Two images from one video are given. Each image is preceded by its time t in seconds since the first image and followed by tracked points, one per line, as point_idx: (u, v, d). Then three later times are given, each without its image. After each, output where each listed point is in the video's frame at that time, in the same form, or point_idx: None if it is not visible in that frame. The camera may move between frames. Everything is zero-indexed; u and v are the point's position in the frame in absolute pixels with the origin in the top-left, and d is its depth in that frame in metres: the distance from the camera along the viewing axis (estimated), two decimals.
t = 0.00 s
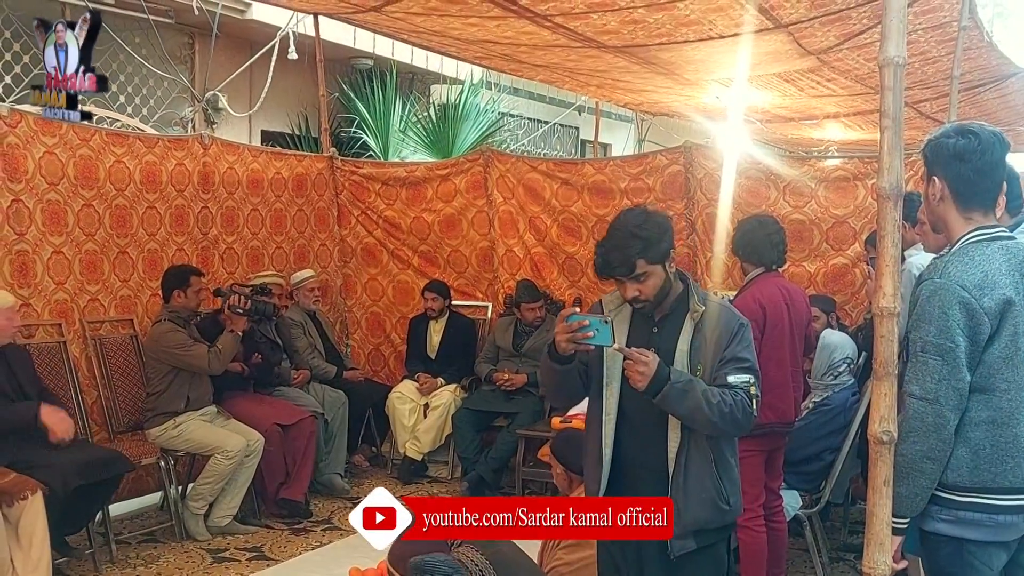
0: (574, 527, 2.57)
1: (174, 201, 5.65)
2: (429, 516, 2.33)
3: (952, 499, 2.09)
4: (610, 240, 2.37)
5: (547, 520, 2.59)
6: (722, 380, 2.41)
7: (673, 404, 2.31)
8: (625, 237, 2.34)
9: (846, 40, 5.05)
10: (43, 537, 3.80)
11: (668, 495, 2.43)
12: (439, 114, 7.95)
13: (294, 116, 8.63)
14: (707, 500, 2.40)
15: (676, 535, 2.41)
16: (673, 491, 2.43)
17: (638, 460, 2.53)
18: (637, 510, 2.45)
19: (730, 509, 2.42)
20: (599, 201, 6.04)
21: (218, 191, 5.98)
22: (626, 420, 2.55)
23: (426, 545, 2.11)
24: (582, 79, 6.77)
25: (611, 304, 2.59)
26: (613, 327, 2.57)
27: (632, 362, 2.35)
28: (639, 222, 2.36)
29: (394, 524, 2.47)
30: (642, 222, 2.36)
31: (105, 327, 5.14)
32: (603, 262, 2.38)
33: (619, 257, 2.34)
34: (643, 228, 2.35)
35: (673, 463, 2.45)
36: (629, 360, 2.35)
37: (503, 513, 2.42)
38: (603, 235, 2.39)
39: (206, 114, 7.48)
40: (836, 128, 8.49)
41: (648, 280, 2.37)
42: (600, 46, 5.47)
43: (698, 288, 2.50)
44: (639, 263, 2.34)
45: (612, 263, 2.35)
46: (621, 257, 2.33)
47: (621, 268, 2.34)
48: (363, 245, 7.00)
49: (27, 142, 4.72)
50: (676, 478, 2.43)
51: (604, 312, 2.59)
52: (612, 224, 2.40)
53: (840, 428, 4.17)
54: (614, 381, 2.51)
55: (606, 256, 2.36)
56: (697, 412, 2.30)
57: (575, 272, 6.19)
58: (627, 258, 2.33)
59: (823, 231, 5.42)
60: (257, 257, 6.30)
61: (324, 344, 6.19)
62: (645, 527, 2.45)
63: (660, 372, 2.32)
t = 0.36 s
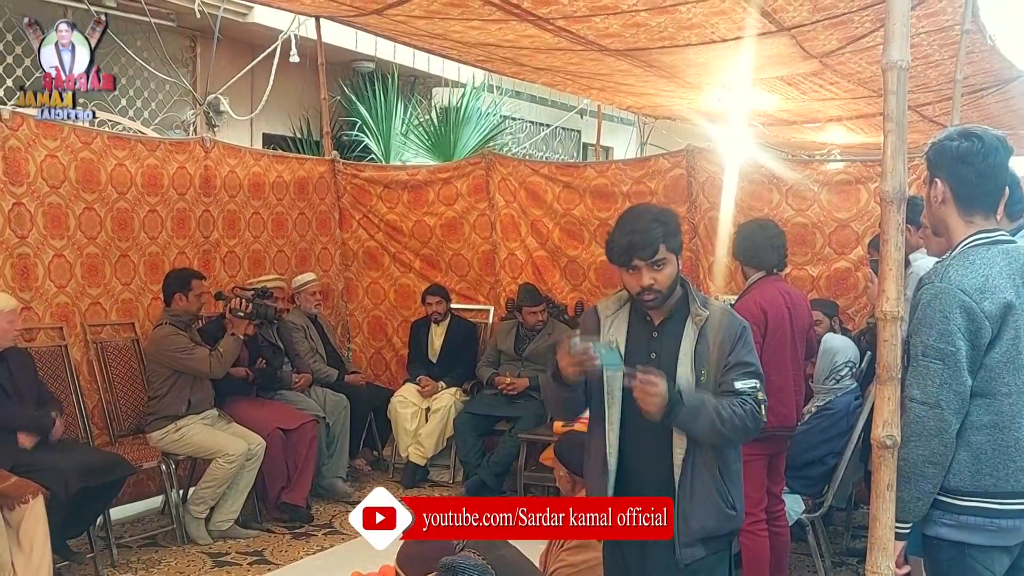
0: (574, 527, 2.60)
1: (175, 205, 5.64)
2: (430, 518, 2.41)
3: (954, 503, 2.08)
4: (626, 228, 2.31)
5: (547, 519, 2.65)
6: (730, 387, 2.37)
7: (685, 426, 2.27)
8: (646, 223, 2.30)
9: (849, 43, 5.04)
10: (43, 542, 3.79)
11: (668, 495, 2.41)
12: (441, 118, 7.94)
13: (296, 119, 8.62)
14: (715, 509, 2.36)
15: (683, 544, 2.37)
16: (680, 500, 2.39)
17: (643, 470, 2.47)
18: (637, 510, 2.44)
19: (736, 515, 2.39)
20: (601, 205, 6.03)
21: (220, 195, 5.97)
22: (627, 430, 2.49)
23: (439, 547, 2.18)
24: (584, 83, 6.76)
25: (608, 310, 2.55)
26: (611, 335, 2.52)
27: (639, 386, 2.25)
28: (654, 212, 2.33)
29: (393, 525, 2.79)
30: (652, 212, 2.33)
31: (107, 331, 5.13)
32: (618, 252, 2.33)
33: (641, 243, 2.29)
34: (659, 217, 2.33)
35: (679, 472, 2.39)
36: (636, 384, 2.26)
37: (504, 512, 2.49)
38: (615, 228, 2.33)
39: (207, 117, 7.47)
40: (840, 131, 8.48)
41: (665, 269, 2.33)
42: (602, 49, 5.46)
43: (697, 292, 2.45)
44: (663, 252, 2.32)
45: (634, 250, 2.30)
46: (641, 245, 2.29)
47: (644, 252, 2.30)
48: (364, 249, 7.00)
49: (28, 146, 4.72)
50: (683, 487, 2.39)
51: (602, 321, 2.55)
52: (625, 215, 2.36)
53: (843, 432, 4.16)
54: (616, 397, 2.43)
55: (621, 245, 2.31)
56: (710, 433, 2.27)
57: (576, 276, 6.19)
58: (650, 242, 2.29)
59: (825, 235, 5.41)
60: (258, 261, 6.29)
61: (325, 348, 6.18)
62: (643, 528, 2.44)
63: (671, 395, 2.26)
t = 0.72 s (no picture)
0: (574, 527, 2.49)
1: (176, 208, 5.64)
2: (430, 516, 2.40)
3: (953, 506, 2.07)
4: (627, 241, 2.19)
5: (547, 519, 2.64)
6: (742, 403, 2.22)
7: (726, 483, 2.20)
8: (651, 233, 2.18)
9: (850, 47, 5.04)
10: (45, 546, 3.78)
11: (668, 494, 2.27)
12: (442, 121, 7.94)
13: (297, 122, 8.64)
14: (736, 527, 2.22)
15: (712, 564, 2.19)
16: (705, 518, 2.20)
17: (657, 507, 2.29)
18: (637, 510, 2.27)
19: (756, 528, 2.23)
20: (603, 208, 6.04)
21: (221, 199, 5.98)
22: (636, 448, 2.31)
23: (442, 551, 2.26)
24: (585, 86, 6.76)
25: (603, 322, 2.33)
26: (609, 350, 2.33)
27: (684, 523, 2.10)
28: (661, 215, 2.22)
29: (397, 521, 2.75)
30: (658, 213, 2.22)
31: (108, 334, 5.13)
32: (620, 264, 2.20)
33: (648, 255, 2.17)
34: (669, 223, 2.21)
35: (699, 491, 2.21)
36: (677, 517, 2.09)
37: (503, 513, 2.49)
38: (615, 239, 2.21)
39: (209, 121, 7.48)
40: (841, 135, 8.48)
41: (669, 283, 2.21)
42: (603, 53, 5.47)
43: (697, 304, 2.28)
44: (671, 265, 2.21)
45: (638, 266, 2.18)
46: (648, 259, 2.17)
47: (651, 268, 2.18)
48: (366, 252, 7.00)
49: (30, 150, 4.72)
50: (707, 508, 2.19)
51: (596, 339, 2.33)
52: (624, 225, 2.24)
53: (846, 436, 4.10)
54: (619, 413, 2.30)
55: (623, 257, 2.19)
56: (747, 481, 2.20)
57: (578, 279, 6.19)
58: (657, 256, 2.17)
59: (827, 239, 5.41)
60: (260, 264, 6.29)
61: (327, 351, 6.18)
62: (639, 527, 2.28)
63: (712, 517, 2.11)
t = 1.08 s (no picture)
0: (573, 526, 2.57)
1: (180, 211, 5.66)
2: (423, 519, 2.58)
3: (956, 507, 2.08)
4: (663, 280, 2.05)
5: (547, 519, 2.64)
6: (774, 430, 2.16)
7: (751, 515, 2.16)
8: (694, 273, 2.03)
9: (851, 49, 5.05)
10: (49, 547, 3.80)
11: (668, 495, 2.20)
12: (444, 124, 7.95)
13: (300, 125, 8.66)
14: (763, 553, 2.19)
15: None
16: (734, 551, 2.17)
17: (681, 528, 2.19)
18: (637, 511, 2.14)
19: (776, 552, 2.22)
20: (605, 211, 6.05)
21: (225, 202, 6.00)
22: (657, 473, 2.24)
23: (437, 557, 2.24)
24: (587, 89, 6.77)
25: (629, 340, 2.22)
26: (634, 371, 2.21)
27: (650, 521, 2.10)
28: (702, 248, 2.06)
29: (394, 524, 2.81)
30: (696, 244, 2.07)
31: (112, 337, 5.15)
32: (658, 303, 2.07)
33: (689, 301, 2.04)
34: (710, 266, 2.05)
35: (731, 525, 2.16)
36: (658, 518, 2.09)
37: (503, 513, 2.50)
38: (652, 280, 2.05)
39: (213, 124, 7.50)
40: (844, 137, 8.48)
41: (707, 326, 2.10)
42: (606, 55, 5.49)
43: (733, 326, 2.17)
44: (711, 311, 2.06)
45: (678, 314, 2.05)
46: (689, 306, 2.04)
47: (690, 318, 2.05)
48: (369, 254, 7.02)
49: (34, 152, 4.74)
50: (738, 541, 2.15)
51: (620, 356, 2.22)
52: (657, 256, 2.09)
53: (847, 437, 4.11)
54: (641, 438, 2.20)
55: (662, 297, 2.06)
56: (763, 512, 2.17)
57: (580, 281, 6.21)
58: (698, 305, 2.04)
59: (829, 241, 5.41)
60: (263, 266, 6.31)
61: (330, 353, 6.19)
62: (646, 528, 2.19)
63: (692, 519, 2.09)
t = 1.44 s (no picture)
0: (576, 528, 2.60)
1: (184, 212, 5.66)
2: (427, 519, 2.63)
3: (962, 507, 2.08)
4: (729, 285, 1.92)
5: (548, 519, 2.64)
6: (820, 447, 2.05)
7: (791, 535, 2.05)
8: (764, 277, 1.90)
9: (855, 50, 5.05)
10: (53, 548, 3.81)
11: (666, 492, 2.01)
12: (446, 125, 7.95)
13: (303, 126, 8.66)
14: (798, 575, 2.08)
15: None
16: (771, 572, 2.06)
17: (715, 558, 2.03)
18: (635, 509, 2.03)
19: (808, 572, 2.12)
20: (608, 212, 6.06)
21: (228, 202, 6.00)
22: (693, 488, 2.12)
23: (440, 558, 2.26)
24: (590, 90, 6.77)
25: (675, 346, 2.08)
26: (679, 381, 2.07)
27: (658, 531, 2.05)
28: (771, 250, 1.93)
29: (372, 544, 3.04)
30: (764, 244, 1.93)
31: (116, 337, 5.15)
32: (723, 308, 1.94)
33: (757, 307, 1.91)
34: (780, 268, 1.92)
35: (771, 547, 2.05)
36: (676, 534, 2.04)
37: (503, 513, 2.50)
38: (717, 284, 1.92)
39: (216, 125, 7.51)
40: (846, 138, 8.49)
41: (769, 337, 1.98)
42: (609, 56, 5.48)
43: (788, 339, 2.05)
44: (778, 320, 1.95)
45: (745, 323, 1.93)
46: (757, 314, 1.91)
47: (758, 327, 1.93)
48: (372, 256, 7.02)
49: (38, 154, 4.75)
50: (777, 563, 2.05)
51: (664, 363, 2.07)
52: (719, 260, 1.95)
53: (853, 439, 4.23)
54: (682, 454, 2.07)
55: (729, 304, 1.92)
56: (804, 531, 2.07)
57: (583, 282, 6.22)
58: (769, 315, 1.91)
59: (832, 242, 5.43)
60: (267, 267, 6.31)
61: (333, 354, 6.20)
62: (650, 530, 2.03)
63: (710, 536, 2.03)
